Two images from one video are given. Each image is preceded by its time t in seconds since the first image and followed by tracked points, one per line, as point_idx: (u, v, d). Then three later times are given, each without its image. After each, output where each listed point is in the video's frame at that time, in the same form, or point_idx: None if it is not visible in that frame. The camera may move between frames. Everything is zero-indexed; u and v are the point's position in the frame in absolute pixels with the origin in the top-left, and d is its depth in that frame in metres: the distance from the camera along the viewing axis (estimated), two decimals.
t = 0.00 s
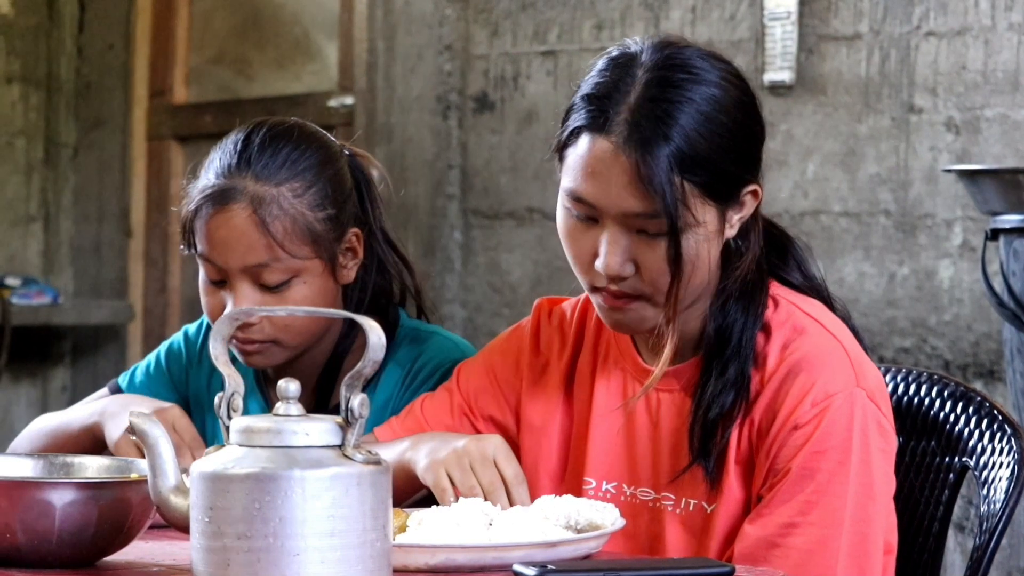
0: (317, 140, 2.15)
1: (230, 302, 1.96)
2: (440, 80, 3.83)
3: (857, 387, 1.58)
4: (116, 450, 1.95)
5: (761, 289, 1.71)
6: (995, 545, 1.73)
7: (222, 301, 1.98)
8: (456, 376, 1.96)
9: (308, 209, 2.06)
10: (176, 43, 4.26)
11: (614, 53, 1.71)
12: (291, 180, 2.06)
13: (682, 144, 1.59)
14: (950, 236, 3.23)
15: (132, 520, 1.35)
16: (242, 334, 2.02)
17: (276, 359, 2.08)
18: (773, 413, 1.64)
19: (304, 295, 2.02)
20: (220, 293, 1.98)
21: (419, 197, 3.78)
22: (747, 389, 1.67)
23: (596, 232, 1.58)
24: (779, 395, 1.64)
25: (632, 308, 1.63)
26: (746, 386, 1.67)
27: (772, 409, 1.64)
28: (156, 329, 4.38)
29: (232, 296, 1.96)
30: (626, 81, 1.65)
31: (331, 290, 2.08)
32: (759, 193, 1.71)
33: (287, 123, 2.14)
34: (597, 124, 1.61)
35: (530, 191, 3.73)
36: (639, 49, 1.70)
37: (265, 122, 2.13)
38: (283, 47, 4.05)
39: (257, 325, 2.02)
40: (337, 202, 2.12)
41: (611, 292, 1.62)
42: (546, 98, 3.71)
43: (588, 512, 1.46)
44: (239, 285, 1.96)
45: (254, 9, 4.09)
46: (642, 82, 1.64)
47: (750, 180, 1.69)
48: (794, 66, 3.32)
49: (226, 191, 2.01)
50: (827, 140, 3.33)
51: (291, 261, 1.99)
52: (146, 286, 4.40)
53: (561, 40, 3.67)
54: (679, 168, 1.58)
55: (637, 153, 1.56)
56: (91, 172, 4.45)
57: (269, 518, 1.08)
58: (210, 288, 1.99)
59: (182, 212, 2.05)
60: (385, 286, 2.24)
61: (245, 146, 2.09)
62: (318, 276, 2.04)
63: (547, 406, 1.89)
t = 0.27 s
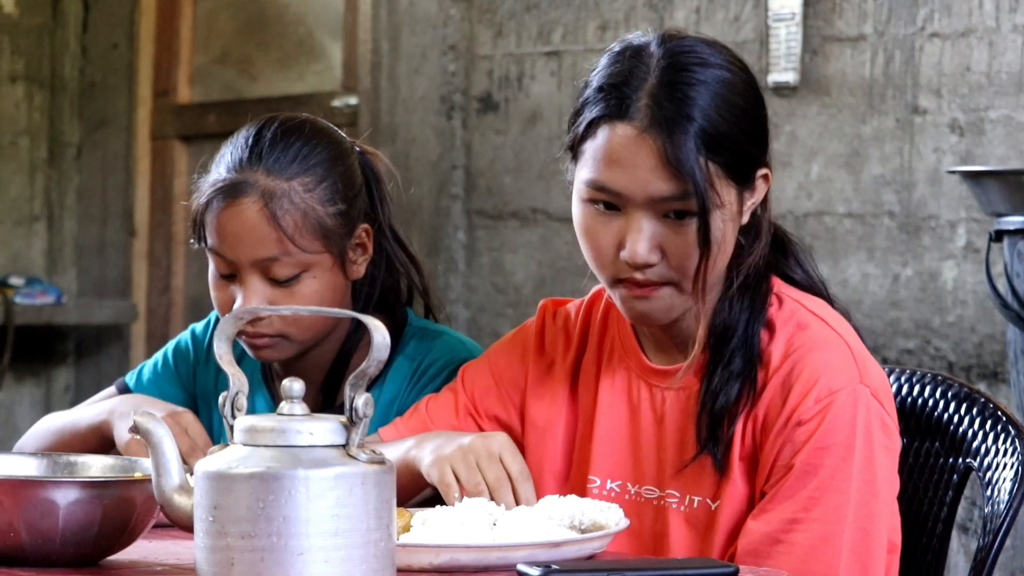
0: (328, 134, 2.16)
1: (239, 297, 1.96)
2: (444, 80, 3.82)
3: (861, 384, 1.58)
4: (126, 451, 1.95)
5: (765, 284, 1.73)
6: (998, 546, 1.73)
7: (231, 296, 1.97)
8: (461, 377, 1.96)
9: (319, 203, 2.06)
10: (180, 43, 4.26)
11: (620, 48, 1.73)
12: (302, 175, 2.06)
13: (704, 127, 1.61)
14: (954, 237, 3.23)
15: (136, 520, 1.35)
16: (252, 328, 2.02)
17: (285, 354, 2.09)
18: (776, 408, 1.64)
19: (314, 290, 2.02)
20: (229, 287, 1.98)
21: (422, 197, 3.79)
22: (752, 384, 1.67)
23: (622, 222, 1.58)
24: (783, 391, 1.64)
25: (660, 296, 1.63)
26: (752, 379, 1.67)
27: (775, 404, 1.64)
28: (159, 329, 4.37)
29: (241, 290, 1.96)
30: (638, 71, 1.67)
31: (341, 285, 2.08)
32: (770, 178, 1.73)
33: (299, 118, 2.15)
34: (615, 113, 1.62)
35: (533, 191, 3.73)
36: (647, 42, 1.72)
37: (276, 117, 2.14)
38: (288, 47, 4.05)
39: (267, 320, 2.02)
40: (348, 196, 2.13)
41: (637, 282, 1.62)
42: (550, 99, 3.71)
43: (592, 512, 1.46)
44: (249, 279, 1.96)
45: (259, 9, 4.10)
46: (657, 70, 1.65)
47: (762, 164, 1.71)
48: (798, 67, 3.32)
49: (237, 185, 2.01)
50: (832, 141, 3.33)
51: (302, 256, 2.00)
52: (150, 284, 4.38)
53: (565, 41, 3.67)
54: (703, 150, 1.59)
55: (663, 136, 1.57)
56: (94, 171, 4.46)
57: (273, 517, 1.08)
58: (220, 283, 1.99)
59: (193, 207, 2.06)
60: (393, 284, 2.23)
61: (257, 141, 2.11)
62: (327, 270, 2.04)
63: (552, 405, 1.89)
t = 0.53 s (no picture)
0: (331, 129, 2.17)
1: (244, 291, 1.95)
2: (447, 79, 3.81)
3: (861, 376, 1.58)
4: (120, 441, 1.94)
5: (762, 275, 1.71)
6: (1001, 542, 1.73)
7: (236, 290, 1.97)
8: (462, 374, 1.96)
9: (323, 197, 2.07)
10: (183, 41, 4.27)
11: (617, 45, 1.77)
12: (307, 169, 2.07)
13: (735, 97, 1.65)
14: (958, 234, 3.22)
15: (138, 516, 1.35)
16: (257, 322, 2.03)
17: (293, 355, 2.10)
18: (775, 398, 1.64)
19: (319, 284, 2.02)
20: (234, 281, 1.97)
21: (427, 195, 3.83)
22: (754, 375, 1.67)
23: (681, 202, 1.59)
24: (783, 381, 1.64)
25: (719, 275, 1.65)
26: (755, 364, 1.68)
27: (775, 394, 1.64)
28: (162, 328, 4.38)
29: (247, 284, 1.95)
30: (647, 59, 1.70)
31: (344, 280, 2.08)
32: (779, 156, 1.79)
33: (302, 113, 2.16)
34: (645, 99, 1.64)
35: (536, 189, 3.72)
36: (643, 36, 1.76)
37: (279, 111, 2.15)
38: (291, 45, 4.06)
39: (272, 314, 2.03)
40: (352, 191, 2.14)
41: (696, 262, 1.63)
42: (552, 96, 3.69)
43: (595, 508, 1.45)
44: (254, 273, 1.95)
45: (262, 8, 4.10)
46: (671, 54, 1.69)
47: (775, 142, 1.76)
48: (802, 65, 3.32)
49: (242, 180, 2.01)
50: (835, 138, 3.33)
51: (307, 248, 2.00)
52: (153, 282, 4.39)
53: (568, 38, 3.66)
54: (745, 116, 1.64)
55: (710, 107, 1.61)
56: (97, 169, 4.46)
57: (275, 513, 1.08)
58: (224, 277, 1.99)
59: (198, 202, 2.05)
60: (394, 280, 2.24)
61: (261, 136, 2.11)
62: (331, 265, 2.04)
63: (554, 401, 1.89)
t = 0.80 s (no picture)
0: (325, 128, 2.20)
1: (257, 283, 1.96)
2: (448, 73, 3.82)
3: (862, 365, 1.58)
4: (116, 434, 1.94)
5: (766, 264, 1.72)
6: (1004, 535, 1.74)
7: (246, 283, 1.97)
8: (463, 369, 1.97)
9: (328, 188, 2.09)
10: (184, 37, 4.27)
11: (615, 42, 1.79)
12: (311, 163, 2.10)
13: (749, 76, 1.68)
14: (959, 227, 3.22)
15: (139, 511, 1.35)
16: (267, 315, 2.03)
17: (298, 348, 2.10)
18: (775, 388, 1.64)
19: (331, 273, 2.03)
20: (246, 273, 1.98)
21: (427, 190, 3.83)
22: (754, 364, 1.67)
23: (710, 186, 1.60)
24: (784, 370, 1.64)
25: (746, 259, 1.64)
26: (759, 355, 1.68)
27: (776, 384, 1.64)
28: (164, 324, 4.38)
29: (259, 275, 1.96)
30: (655, 49, 1.72)
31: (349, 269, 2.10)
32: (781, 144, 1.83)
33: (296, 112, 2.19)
34: (664, 87, 1.66)
35: (537, 184, 3.72)
36: (643, 30, 1.78)
37: (277, 111, 2.18)
38: (291, 40, 4.06)
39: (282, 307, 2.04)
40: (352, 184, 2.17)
41: (724, 248, 1.63)
42: (553, 91, 3.69)
43: (596, 501, 1.45)
44: (266, 264, 1.96)
45: (262, 4, 4.10)
46: (678, 42, 1.72)
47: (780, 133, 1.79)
48: (803, 58, 3.32)
49: (248, 175, 2.03)
50: (836, 131, 3.33)
51: (316, 237, 2.01)
52: (155, 279, 4.39)
53: (569, 33, 3.65)
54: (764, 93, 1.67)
55: (732, 90, 1.64)
56: (99, 166, 4.46)
57: (275, 507, 1.08)
58: (233, 270, 1.99)
59: (206, 200, 2.06)
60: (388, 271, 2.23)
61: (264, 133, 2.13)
62: (339, 254, 2.06)
63: (555, 394, 1.88)
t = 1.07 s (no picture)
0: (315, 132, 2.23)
1: (270, 280, 1.97)
2: (446, 71, 3.82)
3: (860, 363, 1.58)
4: (112, 436, 1.94)
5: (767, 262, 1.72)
6: (1002, 532, 1.73)
7: (259, 281, 1.99)
8: (461, 367, 1.97)
9: (328, 187, 2.11)
10: (182, 35, 4.27)
11: (616, 39, 1.79)
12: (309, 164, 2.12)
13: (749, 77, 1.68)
14: (958, 224, 3.21)
15: (135, 509, 1.36)
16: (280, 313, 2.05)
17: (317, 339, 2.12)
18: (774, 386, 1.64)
19: (339, 266, 2.04)
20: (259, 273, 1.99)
21: (425, 188, 3.82)
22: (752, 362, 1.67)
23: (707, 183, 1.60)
24: (781, 368, 1.64)
25: (741, 259, 1.64)
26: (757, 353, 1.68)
27: (774, 382, 1.64)
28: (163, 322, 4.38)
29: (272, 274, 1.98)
30: (658, 45, 1.72)
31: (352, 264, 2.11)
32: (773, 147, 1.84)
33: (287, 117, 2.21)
34: (665, 83, 1.66)
35: (536, 181, 3.72)
36: (644, 25, 1.78)
37: (270, 116, 2.20)
38: (290, 38, 4.06)
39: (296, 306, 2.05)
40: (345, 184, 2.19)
41: (719, 246, 1.63)
42: (552, 88, 3.68)
43: (593, 500, 1.45)
44: (279, 261, 1.98)
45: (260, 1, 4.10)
46: (680, 39, 1.72)
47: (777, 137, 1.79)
48: (801, 55, 3.33)
49: (253, 178, 2.04)
50: (835, 128, 3.32)
51: (324, 232, 2.03)
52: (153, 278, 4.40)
53: (567, 30, 3.65)
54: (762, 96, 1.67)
55: (733, 88, 1.64)
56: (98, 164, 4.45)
57: (272, 507, 1.08)
58: (245, 271, 2.00)
59: (210, 201, 2.06)
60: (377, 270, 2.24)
61: (261, 135, 2.15)
62: (345, 250, 2.07)
63: (553, 392, 1.88)
